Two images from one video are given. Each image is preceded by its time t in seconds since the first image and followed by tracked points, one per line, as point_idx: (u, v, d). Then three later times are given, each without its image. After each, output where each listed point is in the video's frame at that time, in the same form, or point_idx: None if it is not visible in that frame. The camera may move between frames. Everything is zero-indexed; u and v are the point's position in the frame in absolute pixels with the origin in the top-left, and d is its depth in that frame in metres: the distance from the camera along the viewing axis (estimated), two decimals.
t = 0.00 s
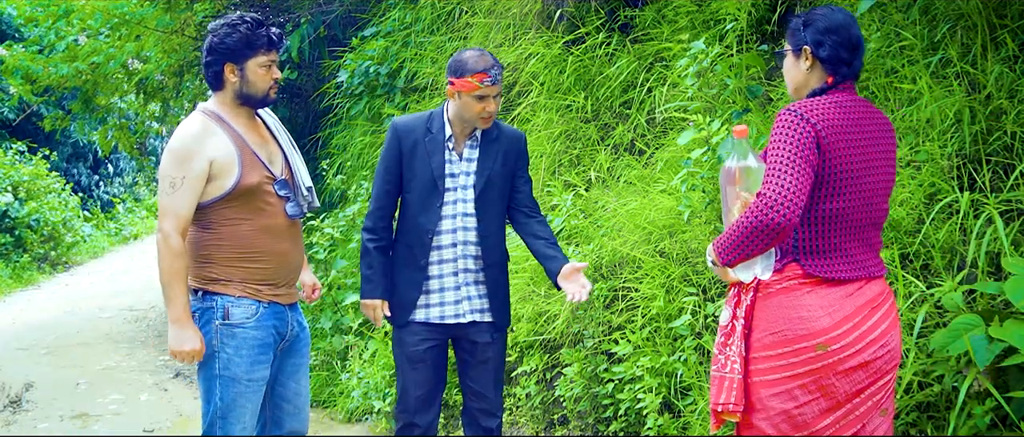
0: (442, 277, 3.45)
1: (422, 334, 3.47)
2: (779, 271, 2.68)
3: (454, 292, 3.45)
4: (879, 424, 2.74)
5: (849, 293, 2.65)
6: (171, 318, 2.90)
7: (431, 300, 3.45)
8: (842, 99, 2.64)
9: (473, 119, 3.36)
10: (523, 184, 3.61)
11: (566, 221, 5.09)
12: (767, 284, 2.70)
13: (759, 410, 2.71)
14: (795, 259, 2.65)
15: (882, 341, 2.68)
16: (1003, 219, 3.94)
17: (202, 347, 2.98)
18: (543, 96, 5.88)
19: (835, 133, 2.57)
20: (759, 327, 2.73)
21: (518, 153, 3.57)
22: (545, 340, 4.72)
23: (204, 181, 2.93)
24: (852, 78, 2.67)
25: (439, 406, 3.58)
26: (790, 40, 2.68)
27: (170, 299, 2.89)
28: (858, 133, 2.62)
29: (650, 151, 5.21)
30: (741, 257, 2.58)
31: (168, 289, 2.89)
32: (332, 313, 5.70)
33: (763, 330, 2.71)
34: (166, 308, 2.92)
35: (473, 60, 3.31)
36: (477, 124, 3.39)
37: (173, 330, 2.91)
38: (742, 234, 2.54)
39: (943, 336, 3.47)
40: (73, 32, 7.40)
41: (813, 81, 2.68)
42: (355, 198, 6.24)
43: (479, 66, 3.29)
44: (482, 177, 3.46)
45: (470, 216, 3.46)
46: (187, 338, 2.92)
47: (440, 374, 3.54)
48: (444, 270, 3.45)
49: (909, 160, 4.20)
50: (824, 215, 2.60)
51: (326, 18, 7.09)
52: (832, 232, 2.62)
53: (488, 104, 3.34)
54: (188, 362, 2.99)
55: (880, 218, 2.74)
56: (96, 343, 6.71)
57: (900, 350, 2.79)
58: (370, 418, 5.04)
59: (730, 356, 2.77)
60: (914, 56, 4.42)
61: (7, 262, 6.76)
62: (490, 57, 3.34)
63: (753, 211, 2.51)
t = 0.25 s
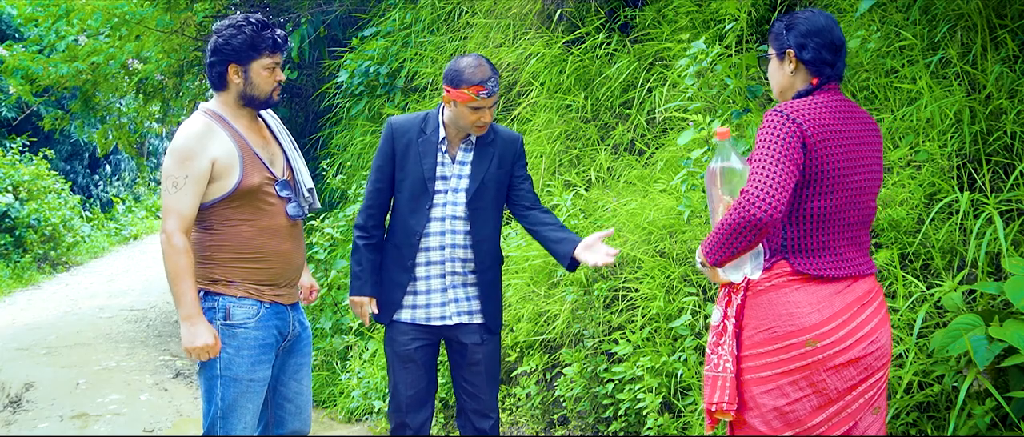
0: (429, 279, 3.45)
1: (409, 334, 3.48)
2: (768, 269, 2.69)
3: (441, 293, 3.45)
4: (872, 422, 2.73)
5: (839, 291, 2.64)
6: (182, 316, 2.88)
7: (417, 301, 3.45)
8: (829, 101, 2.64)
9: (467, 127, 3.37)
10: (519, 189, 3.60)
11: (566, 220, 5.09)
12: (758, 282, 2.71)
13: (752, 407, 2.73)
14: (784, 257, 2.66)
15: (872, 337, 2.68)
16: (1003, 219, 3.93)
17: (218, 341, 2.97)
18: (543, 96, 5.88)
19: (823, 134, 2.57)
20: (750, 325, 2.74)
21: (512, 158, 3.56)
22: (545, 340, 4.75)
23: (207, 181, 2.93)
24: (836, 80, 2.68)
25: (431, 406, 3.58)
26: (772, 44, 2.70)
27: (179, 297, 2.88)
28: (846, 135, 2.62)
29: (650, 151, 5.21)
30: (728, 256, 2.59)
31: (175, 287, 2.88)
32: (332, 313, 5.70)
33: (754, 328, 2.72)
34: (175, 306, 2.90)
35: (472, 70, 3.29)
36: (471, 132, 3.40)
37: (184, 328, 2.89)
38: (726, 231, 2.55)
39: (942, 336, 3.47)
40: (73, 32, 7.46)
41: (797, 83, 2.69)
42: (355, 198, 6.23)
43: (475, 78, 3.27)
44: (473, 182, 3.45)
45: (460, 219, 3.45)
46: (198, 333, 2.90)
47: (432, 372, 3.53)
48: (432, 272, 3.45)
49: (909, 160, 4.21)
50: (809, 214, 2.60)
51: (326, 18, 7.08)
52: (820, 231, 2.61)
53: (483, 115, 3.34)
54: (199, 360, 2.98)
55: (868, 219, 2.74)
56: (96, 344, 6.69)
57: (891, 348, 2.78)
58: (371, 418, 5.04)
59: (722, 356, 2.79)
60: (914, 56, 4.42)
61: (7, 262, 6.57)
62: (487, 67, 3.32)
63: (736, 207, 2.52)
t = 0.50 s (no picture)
0: (427, 276, 3.45)
1: (409, 333, 3.48)
2: (758, 268, 2.69)
3: (441, 290, 3.45)
4: (863, 420, 2.73)
5: (829, 289, 2.64)
6: (187, 316, 2.89)
7: (417, 299, 3.46)
8: (817, 102, 2.64)
9: (456, 118, 3.38)
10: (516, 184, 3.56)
11: (566, 221, 5.15)
12: (748, 281, 2.71)
13: (743, 405, 2.72)
14: (774, 255, 2.66)
15: (861, 335, 2.67)
16: (1003, 219, 3.93)
17: (223, 341, 2.97)
18: (543, 96, 5.89)
19: (813, 134, 2.57)
20: (741, 323, 2.74)
21: (506, 151, 3.54)
22: (545, 340, 4.75)
23: (209, 181, 2.93)
24: (824, 81, 2.68)
25: (430, 406, 3.57)
26: (760, 47, 2.71)
27: (184, 297, 2.88)
28: (835, 134, 2.61)
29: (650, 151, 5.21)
30: (717, 255, 2.59)
31: (180, 287, 2.88)
32: (332, 313, 5.71)
33: (744, 327, 2.72)
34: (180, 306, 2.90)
35: (457, 60, 3.32)
36: (462, 123, 3.40)
37: (190, 328, 2.89)
38: (713, 230, 2.55)
39: (942, 336, 3.48)
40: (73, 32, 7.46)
41: (786, 86, 2.69)
42: (355, 198, 6.23)
43: (461, 67, 3.30)
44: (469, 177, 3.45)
45: (456, 215, 3.44)
46: (204, 334, 2.90)
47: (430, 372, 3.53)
48: (430, 269, 3.44)
49: (909, 160, 4.22)
50: (798, 214, 2.61)
51: (326, 18, 7.08)
52: (809, 230, 2.62)
53: (472, 103, 3.34)
54: (202, 361, 2.97)
55: (860, 216, 2.74)
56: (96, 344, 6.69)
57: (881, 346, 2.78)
58: (371, 418, 5.04)
59: (713, 354, 2.78)
60: (914, 56, 4.42)
61: (7, 262, 6.54)
62: (472, 57, 3.35)
63: (724, 206, 2.53)
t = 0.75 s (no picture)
0: (434, 272, 3.45)
1: (416, 335, 3.47)
2: (755, 267, 2.69)
3: (447, 286, 3.44)
4: (862, 420, 2.71)
5: (826, 288, 2.65)
6: (186, 317, 2.89)
7: (424, 296, 3.45)
8: (813, 102, 2.65)
9: (450, 104, 3.38)
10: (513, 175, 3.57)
11: (566, 221, 5.15)
12: (747, 281, 2.71)
13: (741, 405, 2.72)
14: (772, 255, 2.67)
15: (859, 335, 2.67)
16: (1003, 219, 3.93)
17: (220, 344, 2.98)
18: (543, 96, 5.89)
19: (810, 135, 2.57)
20: (738, 322, 2.74)
21: (502, 144, 3.56)
22: (544, 340, 4.75)
23: (210, 180, 2.93)
24: (821, 81, 2.69)
25: (432, 406, 3.57)
26: (755, 48, 2.70)
27: (184, 298, 2.88)
28: (831, 135, 2.61)
29: (650, 151, 5.20)
30: (714, 256, 2.59)
31: (180, 288, 2.88)
32: (332, 313, 5.71)
33: (743, 326, 2.72)
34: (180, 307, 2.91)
35: (442, 48, 3.39)
36: (456, 111, 3.41)
37: (188, 329, 2.90)
38: (708, 230, 2.56)
39: (942, 336, 3.48)
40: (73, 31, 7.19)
41: (782, 88, 2.69)
42: (355, 198, 6.22)
43: (448, 51, 3.36)
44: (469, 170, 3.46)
45: (460, 209, 3.45)
46: (203, 335, 2.91)
47: (431, 373, 3.53)
48: (436, 265, 3.45)
49: (909, 160, 4.22)
50: (795, 214, 2.60)
51: (326, 18, 7.07)
52: (807, 230, 2.62)
53: (463, 86, 3.37)
54: (200, 361, 2.98)
55: (859, 213, 2.74)
56: (96, 343, 6.68)
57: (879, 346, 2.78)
58: (371, 418, 5.04)
59: (711, 354, 2.78)
60: (914, 56, 4.42)
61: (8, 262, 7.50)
62: (457, 44, 3.43)
63: (719, 206, 2.53)
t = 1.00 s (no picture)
0: (439, 271, 3.46)
1: (422, 334, 3.47)
2: (756, 268, 2.69)
3: (453, 284, 3.45)
4: (862, 421, 2.72)
5: (826, 289, 2.65)
6: (184, 316, 2.89)
7: (429, 295, 3.45)
8: (815, 103, 2.65)
9: (449, 100, 3.39)
10: (509, 174, 3.60)
11: (566, 221, 5.14)
12: (748, 281, 2.71)
13: (741, 406, 2.72)
14: (773, 256, 2.66)
15: (859, 336, 2.67)
16: (1003, 219, 3.93)
17: (219, 341, 2.97)
18: (543, 96, 5.89)
19: (811, 136, 2.57)
20: (738, 322, 2.74)
21: (499, 142, 3.58)
22: (544, 340, 4.75)
23: (208, 180, 2.93)
24: (822, 81, 2.69)
25: (435, 406, 3.57)
26: (757, 48, 2.70)
27: (182, 297, 2.88)
28: (832, 135, 2.61)
29: (650, 151, 5.20)
30: (715, 257, 2.59)
31: (178, 287, 2.88)
32: (332, 313, 5.71)
33: (743, 326, 2.72)
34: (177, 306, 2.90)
35: (439, 45, 3.43)
36: (454, 106, 3.41)
37: (187, 328, 2.89)
38: (709, 231, 2.56)
39: (942, 336, 3.48)
40: (73, 31, 7.18)
41: (783, 88, 2.69)
42: (355, 198, 6.22)
43: (444, 47, 3.40)
44: (469, 168, 3.48)
45: (463, 207, 3.47)
46: (201, 334, 2.91)
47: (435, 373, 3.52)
48: (441, 263, 3.46)
49: (909, 160, 4.22)
50: (797, 215, 2.60)
51: (326, 18, 7.07)
52: (809, 231, 2.62)
53: (461, 81, 3.39)
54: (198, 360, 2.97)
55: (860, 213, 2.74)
56: (96, 343, 6.68)
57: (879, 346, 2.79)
58: (371, 418, 5.04)
59: (711, 354, 2.78)
60: (914, 56, 4.42)
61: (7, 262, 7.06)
62: (453, 42, 3.47)
63: (720, 207, 2.53)
